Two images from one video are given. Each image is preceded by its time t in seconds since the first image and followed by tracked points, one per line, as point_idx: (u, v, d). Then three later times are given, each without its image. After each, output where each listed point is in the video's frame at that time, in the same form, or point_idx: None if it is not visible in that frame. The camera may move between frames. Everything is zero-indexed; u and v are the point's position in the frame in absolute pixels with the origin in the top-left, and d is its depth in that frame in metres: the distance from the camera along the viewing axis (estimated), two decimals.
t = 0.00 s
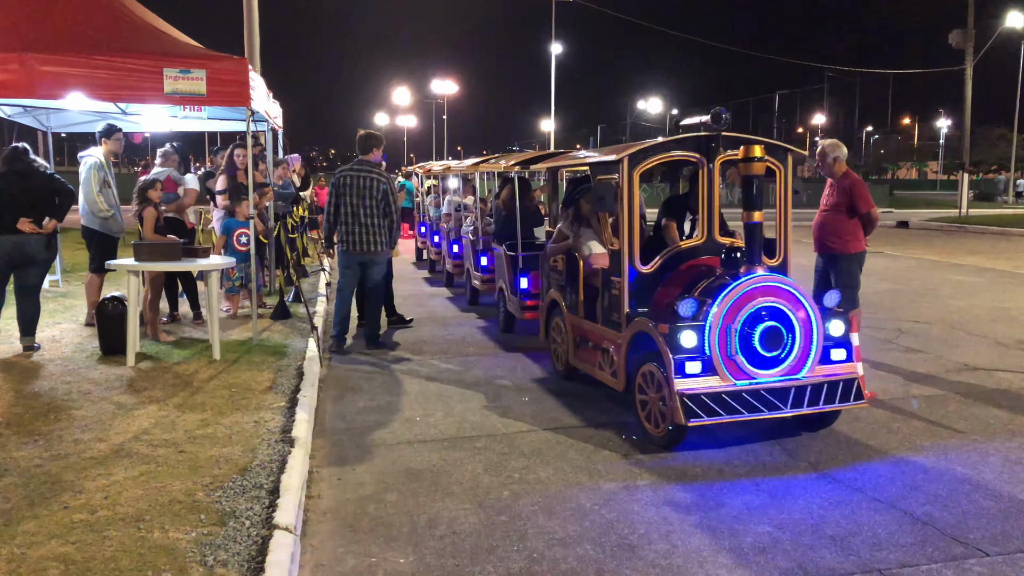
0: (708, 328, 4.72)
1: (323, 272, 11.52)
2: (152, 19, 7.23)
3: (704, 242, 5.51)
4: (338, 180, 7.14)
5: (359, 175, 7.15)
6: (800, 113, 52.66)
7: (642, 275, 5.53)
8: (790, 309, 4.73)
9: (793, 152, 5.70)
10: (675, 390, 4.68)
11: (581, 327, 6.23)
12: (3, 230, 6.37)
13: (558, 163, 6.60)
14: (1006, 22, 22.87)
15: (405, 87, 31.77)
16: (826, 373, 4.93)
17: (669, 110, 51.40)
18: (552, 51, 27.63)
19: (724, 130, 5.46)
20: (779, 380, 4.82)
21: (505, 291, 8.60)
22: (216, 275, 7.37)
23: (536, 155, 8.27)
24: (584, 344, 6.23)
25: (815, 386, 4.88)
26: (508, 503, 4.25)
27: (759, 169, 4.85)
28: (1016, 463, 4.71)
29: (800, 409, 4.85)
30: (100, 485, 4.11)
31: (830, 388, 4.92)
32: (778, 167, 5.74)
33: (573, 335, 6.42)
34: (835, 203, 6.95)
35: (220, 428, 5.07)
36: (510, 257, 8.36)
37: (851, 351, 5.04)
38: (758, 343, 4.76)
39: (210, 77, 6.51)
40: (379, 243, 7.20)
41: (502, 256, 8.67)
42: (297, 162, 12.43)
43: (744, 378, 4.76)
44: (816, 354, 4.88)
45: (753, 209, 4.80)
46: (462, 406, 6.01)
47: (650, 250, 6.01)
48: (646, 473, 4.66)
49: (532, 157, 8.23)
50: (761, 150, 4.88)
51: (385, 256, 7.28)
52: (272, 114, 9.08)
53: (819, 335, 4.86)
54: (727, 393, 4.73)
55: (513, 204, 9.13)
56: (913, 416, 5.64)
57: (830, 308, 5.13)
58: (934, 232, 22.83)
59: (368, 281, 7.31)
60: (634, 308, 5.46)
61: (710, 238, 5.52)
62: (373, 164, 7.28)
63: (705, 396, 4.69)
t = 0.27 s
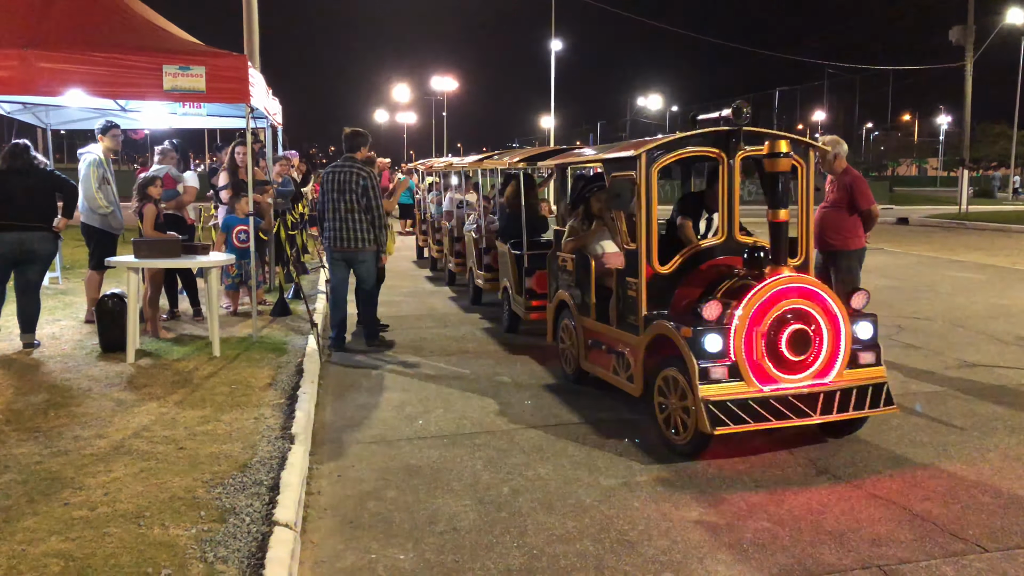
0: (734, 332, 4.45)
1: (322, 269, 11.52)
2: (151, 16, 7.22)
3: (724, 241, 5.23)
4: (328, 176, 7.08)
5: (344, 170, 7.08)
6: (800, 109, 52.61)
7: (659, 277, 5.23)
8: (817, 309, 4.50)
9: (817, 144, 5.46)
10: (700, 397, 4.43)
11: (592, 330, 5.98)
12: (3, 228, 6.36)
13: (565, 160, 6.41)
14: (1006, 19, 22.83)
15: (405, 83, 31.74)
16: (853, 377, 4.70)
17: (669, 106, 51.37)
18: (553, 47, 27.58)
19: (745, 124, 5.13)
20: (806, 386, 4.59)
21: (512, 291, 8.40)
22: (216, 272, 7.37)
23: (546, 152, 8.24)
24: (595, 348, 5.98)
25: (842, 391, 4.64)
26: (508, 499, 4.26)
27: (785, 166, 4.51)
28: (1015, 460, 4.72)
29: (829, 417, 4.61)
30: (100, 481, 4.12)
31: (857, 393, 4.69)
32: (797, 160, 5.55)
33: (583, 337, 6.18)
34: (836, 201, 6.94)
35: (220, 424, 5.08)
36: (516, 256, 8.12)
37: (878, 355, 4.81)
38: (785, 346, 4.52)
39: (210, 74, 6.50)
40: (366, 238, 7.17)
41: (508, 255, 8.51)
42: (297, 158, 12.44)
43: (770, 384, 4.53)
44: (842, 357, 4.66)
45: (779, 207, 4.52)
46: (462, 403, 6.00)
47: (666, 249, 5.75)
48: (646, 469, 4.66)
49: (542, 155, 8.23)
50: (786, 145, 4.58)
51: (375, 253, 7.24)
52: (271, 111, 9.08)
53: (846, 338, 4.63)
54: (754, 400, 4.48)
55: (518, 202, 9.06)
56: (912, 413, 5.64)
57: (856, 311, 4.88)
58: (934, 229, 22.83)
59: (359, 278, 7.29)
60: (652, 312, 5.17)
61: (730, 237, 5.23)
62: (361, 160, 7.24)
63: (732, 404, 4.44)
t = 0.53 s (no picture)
0: (766, 337, 4.22)
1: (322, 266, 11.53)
2: (150, 13, 7.20)
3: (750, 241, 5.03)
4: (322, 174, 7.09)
5: (341, 168, 7.08)
6: (799, 107, 52.59)
7: (680, 278, 4.94)
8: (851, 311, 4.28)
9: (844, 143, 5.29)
10: (732, 406, 4.20)
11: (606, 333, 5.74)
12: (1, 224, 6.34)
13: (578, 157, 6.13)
14: (1006, 16, 22.81)
15: (404, 80, 31.71)
16: (890, 383, 4.47)
17: (668, 103, 51.34)
18: (552, 44, 27.55)
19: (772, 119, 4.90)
20: (840, 392, 4.35)
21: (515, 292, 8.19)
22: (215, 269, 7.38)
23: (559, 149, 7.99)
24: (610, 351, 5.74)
25: (879, 399, 4.40)
26: (507, 496, 4.26)
27: (817, 162, 4.40)
28: (1014, 457, 4.72)
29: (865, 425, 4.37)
30: (99, 478, 4.12)
31: (894, 400, 4.45)
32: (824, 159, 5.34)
33: (595, 341, 5.92)
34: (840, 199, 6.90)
35: (220, 421, 5.09)
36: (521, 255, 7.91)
37: (914, 359, 4.58)
38: (819, 352, 4.29)
39: (208, 71, 6.49)
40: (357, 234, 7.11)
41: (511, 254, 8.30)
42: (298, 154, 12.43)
43: (802, 392, 4.30)
44: (877, 361, 4.42)
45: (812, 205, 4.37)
46: (461, 400, 6.01)
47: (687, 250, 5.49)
48: (645, 466, 4.66)
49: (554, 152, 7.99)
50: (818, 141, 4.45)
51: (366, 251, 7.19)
52: (270, 108, 9.09)
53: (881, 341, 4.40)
54: (788, 409, 4.24)
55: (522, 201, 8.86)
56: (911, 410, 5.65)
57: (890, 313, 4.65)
58: (933, 226, 22.84)
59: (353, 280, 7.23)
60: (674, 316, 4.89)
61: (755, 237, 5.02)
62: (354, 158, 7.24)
63: (765, 413, 4.20)
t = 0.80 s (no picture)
0: (807, 344, 4.08)
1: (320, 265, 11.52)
2: (148, 13, 7.20)
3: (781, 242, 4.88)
4: (326, 171, 7.10)
5: (346, 165, 7.08)
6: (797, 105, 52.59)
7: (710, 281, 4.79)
8: (889, 316, 4.19)
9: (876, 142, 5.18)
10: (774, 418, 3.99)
11: (625, 337, 5.52)
12: None
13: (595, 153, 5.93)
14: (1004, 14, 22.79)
15: (402, 79, 31.69)
16: (931, 393, 4.32)
17: (666, 101, 51.35)
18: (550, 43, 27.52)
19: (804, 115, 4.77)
20: (883, 402, 4.21)
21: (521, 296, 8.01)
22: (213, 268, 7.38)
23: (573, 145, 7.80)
24: (628, 357, 5.52)
25: (922, 409, 4.25)
26: (506, 494, 4.27)
27: (858, 158, 4.44)
28: (1011, 454, 4.73)
29: (909, 436, 4.21)
30: (98, 478, 4.12)
31: (937, 411, 4.30)
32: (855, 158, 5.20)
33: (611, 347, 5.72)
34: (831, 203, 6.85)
35: (218, 420, 5.09)
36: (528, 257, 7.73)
37: (955, 368, 4.44)
38: (859, 359, 4.16)
39: (206, 70, 6.49)
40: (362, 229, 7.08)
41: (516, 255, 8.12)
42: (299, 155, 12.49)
43: (843, 402, 4.15)
44: (918, 370, 4.30)
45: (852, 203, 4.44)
46: (461, 399, 6.00)
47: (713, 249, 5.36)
48: (644, 464, 4.67)
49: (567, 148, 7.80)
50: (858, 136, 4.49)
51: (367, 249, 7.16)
52: (269, 107, 9.09)
53: (920, 348, 4.29)
54: (830, 419, 4.08)
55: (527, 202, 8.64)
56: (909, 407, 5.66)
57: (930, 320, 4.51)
58: (931, 224, 22.85)
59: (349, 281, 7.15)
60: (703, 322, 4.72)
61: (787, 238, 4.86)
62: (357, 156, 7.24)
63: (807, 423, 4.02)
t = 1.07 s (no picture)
0: (856, 352, 3.87)
1: (318, 263, 11.52)
2: (145, 12, 7.19)
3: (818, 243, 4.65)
4: (331, 169, 7.05)
5: (347, 165, 7.04)
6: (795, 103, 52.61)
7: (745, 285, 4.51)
8: (939, 322, 3.99)
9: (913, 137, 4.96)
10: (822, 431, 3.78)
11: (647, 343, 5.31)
12: None
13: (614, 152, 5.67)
14: (1001, 11, 22.80)
15: (400, 77, 31.68)
16: (983, 403, 4.13)
17: (664, 99, 51.36)
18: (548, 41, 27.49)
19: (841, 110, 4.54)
20: (934, 412, 4.01)
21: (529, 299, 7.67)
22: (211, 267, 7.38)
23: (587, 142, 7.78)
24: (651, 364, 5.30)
25: (975, 420, 4.05)
26: (505, 492, 4.27)
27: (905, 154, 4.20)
28: (1008, 451, 4.74)
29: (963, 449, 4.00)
30: (96, 477, 4.11)
31: (990, 422, 4.09)
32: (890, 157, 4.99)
33: (632, 354, 5.48)
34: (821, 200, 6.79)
35: (217, 419, 5.09)
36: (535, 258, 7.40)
37: (1006, 377, 4.24)
38: (909, 367, 3.97)
39: (203, 69, 6.47)
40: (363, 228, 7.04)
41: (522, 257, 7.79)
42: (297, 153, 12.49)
43: (893, 413, 3.95)
44: (969, 379, 4.10)
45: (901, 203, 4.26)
46: (459, 397, 6.00)
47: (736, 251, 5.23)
48: (643, 463, 4.67)
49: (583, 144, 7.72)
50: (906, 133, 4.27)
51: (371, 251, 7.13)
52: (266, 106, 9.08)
53: (971, 356, 4.09)
54: (881, 432, 3.87)
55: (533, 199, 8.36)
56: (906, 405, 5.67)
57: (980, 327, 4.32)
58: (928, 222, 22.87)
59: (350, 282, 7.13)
60: (738, 327, 4.48)
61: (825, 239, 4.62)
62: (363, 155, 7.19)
63: (857, 436, 3.81)
